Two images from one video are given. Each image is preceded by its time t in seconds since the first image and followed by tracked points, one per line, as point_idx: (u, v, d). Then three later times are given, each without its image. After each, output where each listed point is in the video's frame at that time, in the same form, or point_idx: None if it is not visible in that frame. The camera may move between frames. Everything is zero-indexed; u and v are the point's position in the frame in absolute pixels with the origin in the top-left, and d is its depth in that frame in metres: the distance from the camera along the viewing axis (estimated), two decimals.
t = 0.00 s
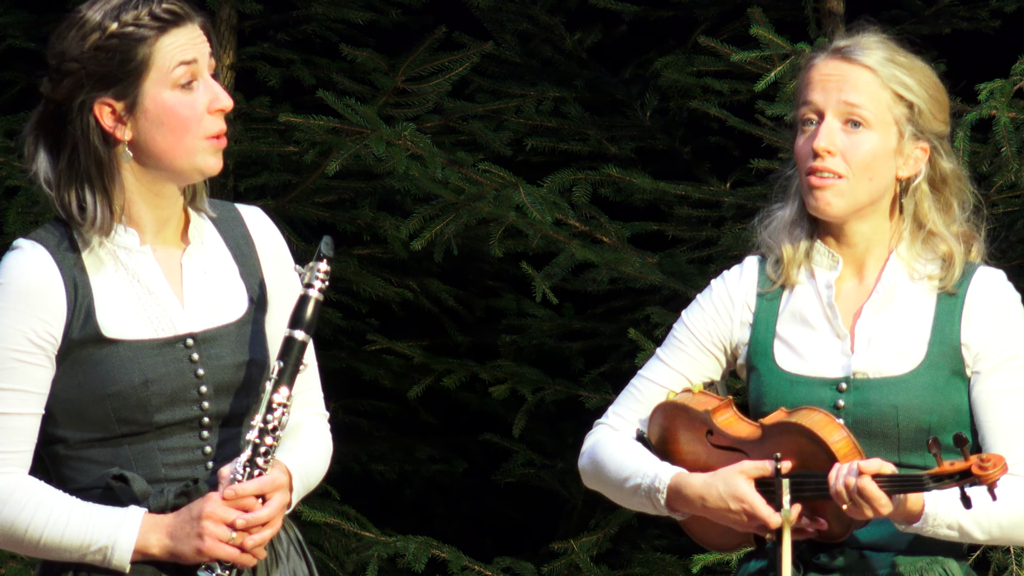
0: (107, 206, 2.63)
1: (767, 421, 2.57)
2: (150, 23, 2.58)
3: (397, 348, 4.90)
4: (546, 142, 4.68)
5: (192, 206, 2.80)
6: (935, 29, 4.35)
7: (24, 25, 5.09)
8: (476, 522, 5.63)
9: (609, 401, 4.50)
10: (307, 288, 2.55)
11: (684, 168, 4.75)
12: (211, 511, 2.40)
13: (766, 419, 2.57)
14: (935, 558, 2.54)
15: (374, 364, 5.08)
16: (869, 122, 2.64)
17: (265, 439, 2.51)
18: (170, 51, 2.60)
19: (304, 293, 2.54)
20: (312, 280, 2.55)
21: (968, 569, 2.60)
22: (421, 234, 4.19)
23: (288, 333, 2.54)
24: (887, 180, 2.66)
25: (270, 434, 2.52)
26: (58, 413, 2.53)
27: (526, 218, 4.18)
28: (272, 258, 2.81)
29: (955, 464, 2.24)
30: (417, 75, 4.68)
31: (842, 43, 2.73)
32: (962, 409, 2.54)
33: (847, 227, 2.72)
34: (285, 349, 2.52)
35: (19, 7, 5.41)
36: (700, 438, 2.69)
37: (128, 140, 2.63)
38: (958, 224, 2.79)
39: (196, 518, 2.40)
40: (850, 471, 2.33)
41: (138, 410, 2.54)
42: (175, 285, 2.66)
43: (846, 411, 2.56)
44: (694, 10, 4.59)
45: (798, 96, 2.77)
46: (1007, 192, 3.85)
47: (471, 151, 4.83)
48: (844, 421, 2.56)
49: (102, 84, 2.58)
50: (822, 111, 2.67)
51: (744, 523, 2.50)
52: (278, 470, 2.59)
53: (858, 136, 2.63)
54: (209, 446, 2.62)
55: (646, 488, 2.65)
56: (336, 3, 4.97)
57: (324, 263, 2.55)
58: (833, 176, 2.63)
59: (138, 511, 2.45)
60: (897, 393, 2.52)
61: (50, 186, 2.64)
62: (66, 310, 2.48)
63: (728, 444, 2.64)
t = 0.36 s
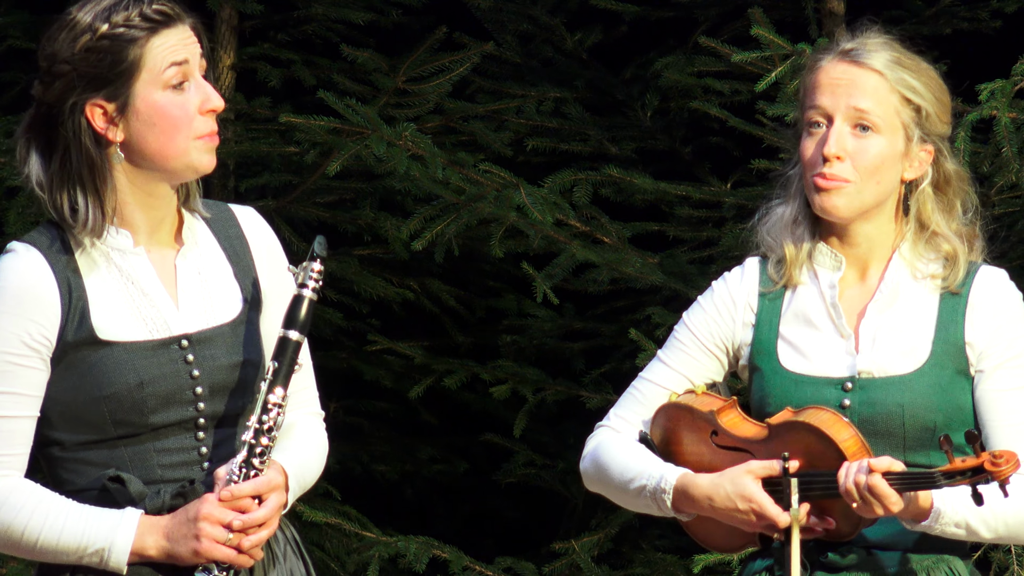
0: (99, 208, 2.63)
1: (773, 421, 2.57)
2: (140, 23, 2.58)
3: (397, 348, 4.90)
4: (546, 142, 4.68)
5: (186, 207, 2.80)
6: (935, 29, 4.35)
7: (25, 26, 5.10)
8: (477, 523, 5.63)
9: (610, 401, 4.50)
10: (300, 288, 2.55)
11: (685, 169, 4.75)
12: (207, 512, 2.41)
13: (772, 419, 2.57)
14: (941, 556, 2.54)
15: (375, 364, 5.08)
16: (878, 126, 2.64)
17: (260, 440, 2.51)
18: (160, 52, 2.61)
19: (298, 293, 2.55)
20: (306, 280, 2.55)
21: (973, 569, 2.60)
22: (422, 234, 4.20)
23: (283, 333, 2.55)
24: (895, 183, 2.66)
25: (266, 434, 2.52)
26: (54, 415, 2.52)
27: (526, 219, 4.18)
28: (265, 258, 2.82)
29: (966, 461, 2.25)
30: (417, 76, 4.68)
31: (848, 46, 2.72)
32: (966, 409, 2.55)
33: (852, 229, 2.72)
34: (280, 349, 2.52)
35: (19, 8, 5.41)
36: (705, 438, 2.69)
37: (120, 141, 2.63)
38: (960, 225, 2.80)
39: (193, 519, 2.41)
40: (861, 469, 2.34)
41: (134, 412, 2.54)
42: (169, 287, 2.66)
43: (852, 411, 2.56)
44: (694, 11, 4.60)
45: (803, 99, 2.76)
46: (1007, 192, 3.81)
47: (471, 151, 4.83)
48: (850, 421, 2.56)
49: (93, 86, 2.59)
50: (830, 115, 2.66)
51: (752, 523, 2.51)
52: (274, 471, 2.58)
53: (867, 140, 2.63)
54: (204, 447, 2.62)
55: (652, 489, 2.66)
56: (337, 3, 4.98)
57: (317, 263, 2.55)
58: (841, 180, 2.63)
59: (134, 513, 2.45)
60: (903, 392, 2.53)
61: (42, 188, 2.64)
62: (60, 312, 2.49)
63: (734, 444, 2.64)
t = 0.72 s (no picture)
0: (88, 210, 2.62)
1: (777, 418, 2.56)
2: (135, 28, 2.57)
3: (395, 348, 4.90)
4: (544, 142, 4.68)
5: (177, 209, 2.78)
6: (933, 28, 4.35)
7: (23, 26, 5.09)
8: (476, 523, 5.63)
9: (608, 401, 4.50)
10: (293, 288, 2.56)
11: (683, 168, 4.75)
12: (202, 512, 2.40)
13: (776, 416, 2.57)
14: (943, 554, 2.55)
15: (373, 364, 5.08)
16: (883, 131, 2.63)
17: (253, 440, 2.52)
18: (155, 58, 2.60)
19: (291, 292, 2.55)
20: (298, 280, 2.56)
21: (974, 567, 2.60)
22: (420, 234, 4.19)
23: (275, 333, 2.54)
24: (900, 187, 2.67)
25: (259, 435, 2.53)
26: (46, 418, 2.52)
27: (525, 218, 4.18)
28: (255, 258, 2.81)
29: (974, 457, 2.29)
30: (415, 75, 4.67)
31: (852, 49, 2.70)
32: (967, 408, 2.55)
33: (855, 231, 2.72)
34: (273, 349, 2.53)
35: (16, 7, 5.40)
36: (706, 436, 2.69)
37: (111, 144, 2.63)
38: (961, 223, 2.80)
39: (187, 520, 2.41)
40: (868, 465, 2.33)
41: (127, 413, 2.54)
42: (161, 288, 2.65)
43: (855, 409, 2.55)
44: (692, 10, 4.59)
45: (807, 101, 2.74)
46: (1005, 191, 3.84)
47: (469, 151, 4.83)
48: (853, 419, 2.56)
49: (86, 88, 2.58)
50: (835, 121, 2.65)
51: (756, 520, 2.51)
52: (268, 471, 2.59)
53: (873, 145, 2.62)
54: (197, 448, 2.62)
55: (654, 488, 2.65)
56: (334, 3, 4.97)
57: (310, 263, 2.56)
58: (848, 186, 2.63)
59: (128, 514, 2.45)
60: (906, 390, 2.53)
61: (32, 186, 2.64)
62: (53, 315, 2.48)
63: (736, 443, 2.64)
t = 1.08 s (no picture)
0: (78, 212, 2.62)
1: (780, 419, 2.57)
2: (126, 31, 2.58)
3: (395, 350, 4.89)
4: (544, 144, 4.68)
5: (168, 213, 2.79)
6: (933, 31, 4.35)
7: (23, 27, 5.08)
8: (474, 525, 5.62)
9: (607, 403, 4.50)
10: (285, 288, 2.55)
11: (682, 170, 4.76)
12: (195, 513, 2.40)
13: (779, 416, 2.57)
14: (945, 555, 2.55)
15: (373, 366, 5.08)
16: (888, 135, 2.63)
17: (248, 440, 2.51)
18: (145, 62, 2.60)
19: (283, 293, 2.54)
20: (290, 280, 2.55)
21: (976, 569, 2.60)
22: (420, 237, 4.19)
23: (268, 334, 2.55)
24: (904, 190, 2.66)
25: (253, 435, 2.52)
26: (40, 422, 2.52)
27: (524, 221, 4.18)
28: (248, 259, 2.81)
29: (979, 457, 2.28)
30: (415, 77, 4.67)
31: (857, 52, 2.70)
32: (969, 410, 2.55)
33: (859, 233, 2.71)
34: (265, 349, 2.53)
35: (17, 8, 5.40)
36: (709, 437, 2.70)
37: (99, 147, 2.63)
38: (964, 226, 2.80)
39: (182, 520, 2.40)
40: (873, 465, 2.34)
41: (120, 415, 2.54)
42: (153, 291, 2.66)
43: (858, 410, 2.55)
44: (692, 13, 4.60)
45: (812, 103, 2.73)
46: (1005, 194, 3.85)
47: (469, 152, 4.83)
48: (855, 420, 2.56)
49: (75, 91, 2.58)
50: (840, 124, 2.65)
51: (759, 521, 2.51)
52: (263, 471, 2.59)
53: (878, 149, 2.62)
54: (192, 449, 2.62)
55: (655, 488, 2.65)
56: (335, 4, 4.97)
57: (302, 263, 2.56)
58: (852, 189, 2.63)
59: (122, 516, 2.45)
60: (909, 392, 2.53)
61: (22, 189, 2.65)
62: (44, 319, 2.48)
63: (738, 443, 2.64)
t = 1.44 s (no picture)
0: (70, 211, 2.63)
1: (785, 412, 2.58)
2: (115, 28, 2.59)
3: (398, 347, 4.90)
4: (547, 141, 4.68)
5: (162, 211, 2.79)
6: (936, 28, 4.34)
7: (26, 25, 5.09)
8: (477, 522, 5.62)
9: (610, 400, 4.50)
10: (280, 284, 2.56)
11: (685, 167, 4.76)
12: (192, 510, 2.40)
13: (784, 410, 2.58)
14: (949, 552, 2.55)
15: (376, 363, 5.08)
16: (881, 131, 2.62)
17: (244, 436, 2.52)
18: (135, 60, 2.61)
19: (279, 289, 2.56)
20: (286, 275, 2.56)
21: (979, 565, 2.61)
22: (423, 234, 4.19)
23: (264, 330, 2.56)
24: (902, 186, 2.65)
25: (249, 431, 2.52)
26: (36, 421, 2.53)
27: (527, 217, 4.18)
28: (243, 256, 2.82)
29: (980, 453, 2.31)
30: (418, 74, 4.67)
31: (854, 49, 2.70)
32: (976, 408, 2.55)
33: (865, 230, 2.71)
34: (261, 345, 2.53)
35: (20, 5, 5.41)
36: (715, 430, 2.71)
37: (90, 145, 2.63)
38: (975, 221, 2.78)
39: (178, 518, 2.41)
40: (874, 460, 2.34)
41: (117, 412, 2.55)
42: (148, 288, 2.66)
43: (863, 406, 2.56)
44: (695, 9, 4.60)
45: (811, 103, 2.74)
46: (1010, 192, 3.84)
47: (472, 150, 4.83)
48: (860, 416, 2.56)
49: (66, 89, 2.60)
50: (833, 122, 2.65)
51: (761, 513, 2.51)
52: (259, 468, 2.59)
53: (872, 145, 2.61)
54: (189, 446, 2.63)
55: (660, 480, 2.66)
56: (337, 2, 4.97)
57: (297, 259, 2.56)
58: (845, 187, 2.63)
59: (119, 513, 2.45)
60: (914, 388, 2.53)
61: (16, 188, 2.67)
62: (38, 317, 2.49)
63: (744, 436, 2.66)
